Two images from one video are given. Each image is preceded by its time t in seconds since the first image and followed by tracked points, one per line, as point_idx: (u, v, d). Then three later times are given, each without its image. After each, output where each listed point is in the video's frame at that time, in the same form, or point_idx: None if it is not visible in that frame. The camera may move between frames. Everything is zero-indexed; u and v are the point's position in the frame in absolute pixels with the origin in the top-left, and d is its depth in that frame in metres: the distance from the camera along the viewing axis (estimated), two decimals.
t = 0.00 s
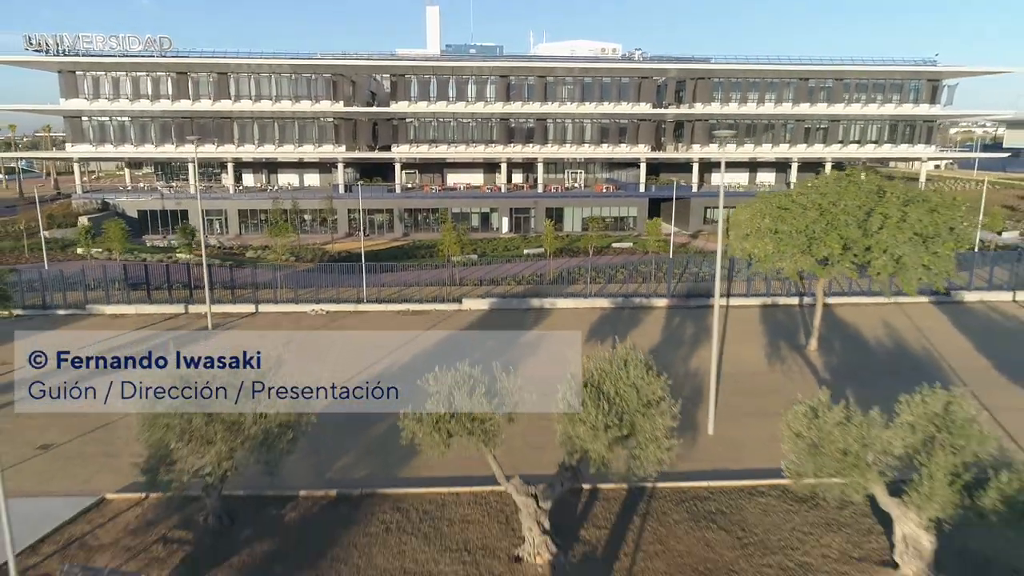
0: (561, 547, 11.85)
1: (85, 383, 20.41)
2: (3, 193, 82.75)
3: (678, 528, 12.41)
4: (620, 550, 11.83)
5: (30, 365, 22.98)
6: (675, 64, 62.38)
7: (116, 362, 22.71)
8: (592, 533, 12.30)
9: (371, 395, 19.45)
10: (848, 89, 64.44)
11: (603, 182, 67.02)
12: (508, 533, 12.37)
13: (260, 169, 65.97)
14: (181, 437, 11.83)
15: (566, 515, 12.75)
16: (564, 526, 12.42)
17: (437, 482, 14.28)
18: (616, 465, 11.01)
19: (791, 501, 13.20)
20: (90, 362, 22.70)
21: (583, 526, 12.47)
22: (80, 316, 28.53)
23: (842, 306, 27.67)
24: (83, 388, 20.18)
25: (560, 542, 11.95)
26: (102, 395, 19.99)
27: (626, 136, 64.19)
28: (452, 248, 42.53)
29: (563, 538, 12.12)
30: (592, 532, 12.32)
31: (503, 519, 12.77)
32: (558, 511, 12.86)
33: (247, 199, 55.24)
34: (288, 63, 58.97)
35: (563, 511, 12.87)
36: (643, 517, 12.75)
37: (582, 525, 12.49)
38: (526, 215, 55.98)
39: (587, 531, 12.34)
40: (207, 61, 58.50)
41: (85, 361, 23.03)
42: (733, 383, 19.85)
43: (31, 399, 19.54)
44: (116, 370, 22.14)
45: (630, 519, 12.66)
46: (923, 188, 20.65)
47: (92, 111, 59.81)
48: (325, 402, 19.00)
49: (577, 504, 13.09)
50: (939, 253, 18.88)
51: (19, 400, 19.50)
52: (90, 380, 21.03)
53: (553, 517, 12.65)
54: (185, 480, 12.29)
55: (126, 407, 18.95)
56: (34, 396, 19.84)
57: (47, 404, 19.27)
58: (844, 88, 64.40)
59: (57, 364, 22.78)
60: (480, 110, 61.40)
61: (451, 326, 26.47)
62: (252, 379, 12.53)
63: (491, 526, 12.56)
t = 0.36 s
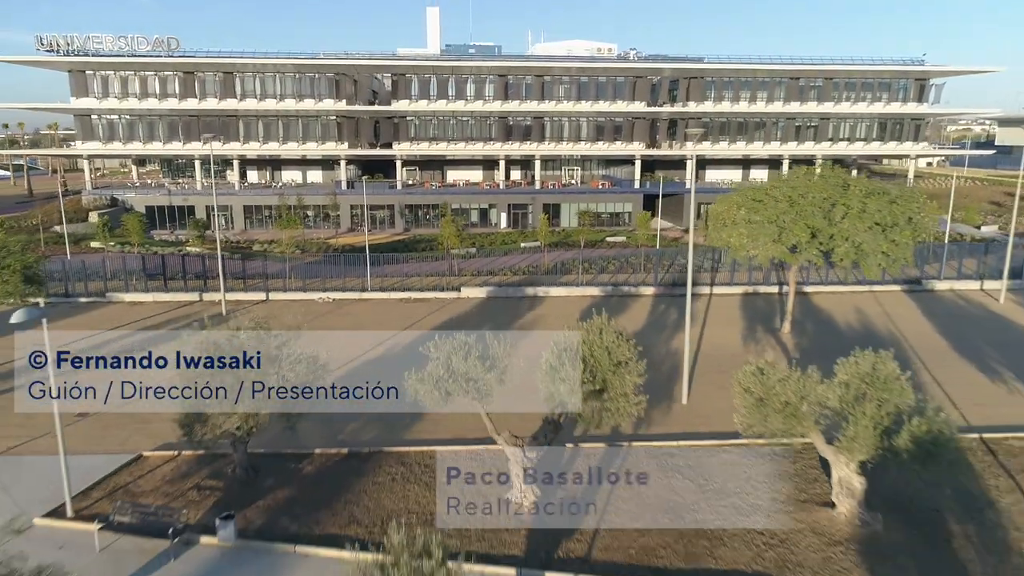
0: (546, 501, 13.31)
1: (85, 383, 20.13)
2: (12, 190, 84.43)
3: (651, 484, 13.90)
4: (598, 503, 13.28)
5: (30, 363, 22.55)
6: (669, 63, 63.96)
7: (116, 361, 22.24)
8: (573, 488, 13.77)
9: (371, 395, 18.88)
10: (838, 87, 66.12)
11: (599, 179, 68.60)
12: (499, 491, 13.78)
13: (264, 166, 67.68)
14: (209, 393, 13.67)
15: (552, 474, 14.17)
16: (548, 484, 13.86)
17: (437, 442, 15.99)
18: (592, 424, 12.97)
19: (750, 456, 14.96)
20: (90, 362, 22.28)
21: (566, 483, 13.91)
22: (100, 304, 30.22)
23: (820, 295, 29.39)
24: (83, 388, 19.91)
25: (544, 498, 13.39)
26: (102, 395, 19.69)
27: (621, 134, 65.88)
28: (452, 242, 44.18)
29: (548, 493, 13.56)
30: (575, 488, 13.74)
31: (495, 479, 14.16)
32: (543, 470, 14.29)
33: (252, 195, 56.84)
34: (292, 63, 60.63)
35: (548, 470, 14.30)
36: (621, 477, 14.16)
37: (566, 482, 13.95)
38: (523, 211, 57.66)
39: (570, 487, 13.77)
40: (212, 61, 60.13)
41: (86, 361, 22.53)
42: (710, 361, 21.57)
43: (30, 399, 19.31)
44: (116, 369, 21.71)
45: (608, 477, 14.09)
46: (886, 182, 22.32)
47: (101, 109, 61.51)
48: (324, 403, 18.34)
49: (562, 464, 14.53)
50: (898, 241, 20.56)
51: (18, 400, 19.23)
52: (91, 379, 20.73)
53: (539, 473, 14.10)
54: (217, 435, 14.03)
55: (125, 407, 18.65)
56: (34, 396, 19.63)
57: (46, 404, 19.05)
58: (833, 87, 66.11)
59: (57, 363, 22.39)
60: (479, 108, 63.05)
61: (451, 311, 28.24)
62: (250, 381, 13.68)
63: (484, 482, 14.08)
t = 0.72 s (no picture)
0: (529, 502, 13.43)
1: (85, 383, 19.95)
2: (20, 187, 86.04)
3: (632, 482, 14.12)
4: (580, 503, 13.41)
5: (30, 363, 22.18)
6: (664, 63, 65.63)
7: (115, 361, 21.87)
8: (556, 488, 13.97)
9: (371, 394, 18.58)
10: (828, 86, 67.86)
11: (596, 175, 70.30)
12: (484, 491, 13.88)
13: (268, 163, 69.41)
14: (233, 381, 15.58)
15: (537, 474, 14.41)
16: (532, 484, 14.06)
17: (436, 409, 17.76)
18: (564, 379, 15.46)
19: (716, 420, 16.75)
20: (90, 362, 21.96)
21: (550, 483, 14.14)
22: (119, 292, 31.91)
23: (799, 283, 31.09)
24: (83, 388, 19.75)
25: (528, 499, 13.52)
26: (102, 395, 19.51)
27: (616, 132, 67.54)
28: (451, 236, 45.82)
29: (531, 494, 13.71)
30: (556, 488, 13.98)
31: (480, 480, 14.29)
32: (529, 470, 14.55)
33: (258, 191, 58.52)
34: (296, 63, 62.33)
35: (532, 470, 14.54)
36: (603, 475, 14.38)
37: (549, 482, 14.17)
38: (521, 207, 59.42)
39: (553, 488, 13.98)
40: (219, 60, 61.86)
41: (86, 360, 22.14)
42: (689, 341, 23.37)
43: (30, 399, 19.14)
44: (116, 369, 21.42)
45: (588, 475, 14.34)
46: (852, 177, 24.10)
47: (110, 108, 63.18)
48: (323, 403, 18.12)
49: (546, 464, 14.75)
50: (862, 230, 22.31)
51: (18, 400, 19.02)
52: (91, 379, 20.53)
53: (523, 474, 14.36)
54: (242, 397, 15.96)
55: (126, 409, 18.44)
56: (33, 396, 19.44)
57: (46, 405, 18.87)
58: (824, 86, 67.82)
59: (56, 362, 22.08)
60: (478, 107, 64.80)
61: (450, 299, 30.02)
62: (250, 379, 15.45)
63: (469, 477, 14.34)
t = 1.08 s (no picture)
0: (530, 502, 13.43)
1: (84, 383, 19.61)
2: (28, 185, 87.68)
3: (630, 482, 14.16)
4: (579, 503, 13.45)
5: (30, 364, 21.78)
6: (659, 63, 67.33)
7: (116, 361, 21.51)
8: (556, 488, 13.96)
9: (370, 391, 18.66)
10: (818, 86, 69.61)
11: (592, 173, 71.99)
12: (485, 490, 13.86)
13: (272, 161, 71.15)
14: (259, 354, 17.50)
15: (537, 473, 14.40)
16: (531, 484, 14.06)
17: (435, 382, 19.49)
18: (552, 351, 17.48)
19: (689, 392, 18.48)
20: (90, 362, 21.67)
21: (549, 483, 14.13)
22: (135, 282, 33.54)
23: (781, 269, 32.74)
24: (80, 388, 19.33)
25: (528, 499, 13.53)
26: (102, 393, 19.17)
27: (612, 130, 69.26)
28: (451, 231, 47.46)
29: (531, 493, 13.74)
30: (556, 488, 13.99)
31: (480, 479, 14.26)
32: (530, 470, 14.55)
33: (263, 188, 60.17)
34: (300, 63, 64.05)
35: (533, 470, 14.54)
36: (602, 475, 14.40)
37: (549, 482, 14.16)
38: (519, 204, 61.11)
39: (554, 488, 13.97)
40: (225, 60, 63.63)
41: (87, 361, 21.53)
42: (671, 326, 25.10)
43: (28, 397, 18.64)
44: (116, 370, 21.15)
45: (587, 476, 14.32)
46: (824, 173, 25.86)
47: (120, 106, 64.86)
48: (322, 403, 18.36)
49: (546, 463, 14.75)
50: (831, 222, 24.10)
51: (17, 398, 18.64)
52: (91, 379, 20.24)
53: (523, 474, 14.37)
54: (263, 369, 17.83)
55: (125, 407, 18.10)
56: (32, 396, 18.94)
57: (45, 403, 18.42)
58: (814, 85, 69.57)
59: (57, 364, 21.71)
60: (477, 106, 66.59)
61: (449, 288, 31.74)
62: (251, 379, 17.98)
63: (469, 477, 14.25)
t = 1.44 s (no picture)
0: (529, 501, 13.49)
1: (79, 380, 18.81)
2: (37, 182, 89.43)
3: (630, 481, 14.24)
4: (578, 501, 13.52)
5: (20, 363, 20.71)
6: (654, 63, 68.98)
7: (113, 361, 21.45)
8: (555, 488, 14.02)
9: (371, 394, 17.42)
10: (809, 85, 71.29)
11: (589, 170, 73.74)
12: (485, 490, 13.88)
13: (276, 158, 72.98)
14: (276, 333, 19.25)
15: (538, 473, 14.49)
16: (531, 484, 14.13)
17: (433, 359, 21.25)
18: (541, 329, 19.43)
19: (667, 368, 20.24)
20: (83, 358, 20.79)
21: (549, 482, 14.18)
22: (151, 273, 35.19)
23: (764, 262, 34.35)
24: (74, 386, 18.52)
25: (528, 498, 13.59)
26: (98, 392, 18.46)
27: (608, 128, 70.98)
28: (450, 226, 49.14)
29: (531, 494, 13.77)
30: (556, 487, 14.05)
31: (481, 479, 14.30)
32: (530, 470, 14.64)
33: (270, 185, 61.88)
34: (303, 63, 65.78)
35: (533, 471, 14.62)
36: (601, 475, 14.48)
37: (549, 482, 14.22)
38: (517, 200, 62.92)
39: (554, 487, 14.05)
40: (231, 60, 65.36)
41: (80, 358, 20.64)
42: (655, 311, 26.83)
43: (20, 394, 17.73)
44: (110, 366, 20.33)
45: (586, 476, 14.42)
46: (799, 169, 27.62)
47: (129, 105, 66.52)
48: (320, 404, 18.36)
49: (547, 464, 14.82)
50: (805, 215, 25.78)
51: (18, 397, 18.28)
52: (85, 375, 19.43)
53: (523, 474, 14.47)
54: (277, 347, 19.64)
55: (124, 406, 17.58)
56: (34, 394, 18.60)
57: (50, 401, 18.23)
58: (805, 85, 71.28)
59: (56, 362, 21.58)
60: (476, 105, 68.33)
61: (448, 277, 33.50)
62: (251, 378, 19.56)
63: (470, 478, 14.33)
